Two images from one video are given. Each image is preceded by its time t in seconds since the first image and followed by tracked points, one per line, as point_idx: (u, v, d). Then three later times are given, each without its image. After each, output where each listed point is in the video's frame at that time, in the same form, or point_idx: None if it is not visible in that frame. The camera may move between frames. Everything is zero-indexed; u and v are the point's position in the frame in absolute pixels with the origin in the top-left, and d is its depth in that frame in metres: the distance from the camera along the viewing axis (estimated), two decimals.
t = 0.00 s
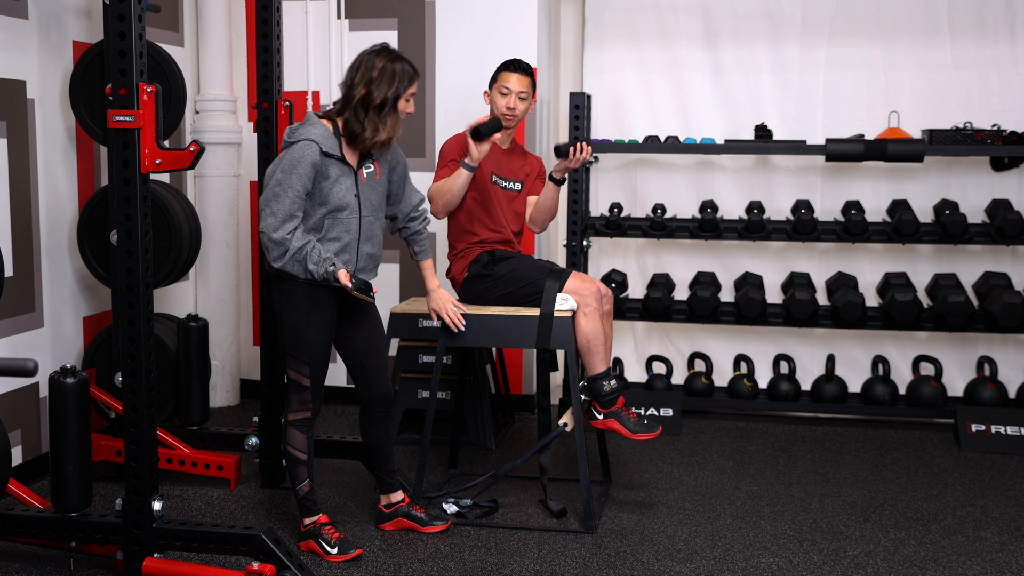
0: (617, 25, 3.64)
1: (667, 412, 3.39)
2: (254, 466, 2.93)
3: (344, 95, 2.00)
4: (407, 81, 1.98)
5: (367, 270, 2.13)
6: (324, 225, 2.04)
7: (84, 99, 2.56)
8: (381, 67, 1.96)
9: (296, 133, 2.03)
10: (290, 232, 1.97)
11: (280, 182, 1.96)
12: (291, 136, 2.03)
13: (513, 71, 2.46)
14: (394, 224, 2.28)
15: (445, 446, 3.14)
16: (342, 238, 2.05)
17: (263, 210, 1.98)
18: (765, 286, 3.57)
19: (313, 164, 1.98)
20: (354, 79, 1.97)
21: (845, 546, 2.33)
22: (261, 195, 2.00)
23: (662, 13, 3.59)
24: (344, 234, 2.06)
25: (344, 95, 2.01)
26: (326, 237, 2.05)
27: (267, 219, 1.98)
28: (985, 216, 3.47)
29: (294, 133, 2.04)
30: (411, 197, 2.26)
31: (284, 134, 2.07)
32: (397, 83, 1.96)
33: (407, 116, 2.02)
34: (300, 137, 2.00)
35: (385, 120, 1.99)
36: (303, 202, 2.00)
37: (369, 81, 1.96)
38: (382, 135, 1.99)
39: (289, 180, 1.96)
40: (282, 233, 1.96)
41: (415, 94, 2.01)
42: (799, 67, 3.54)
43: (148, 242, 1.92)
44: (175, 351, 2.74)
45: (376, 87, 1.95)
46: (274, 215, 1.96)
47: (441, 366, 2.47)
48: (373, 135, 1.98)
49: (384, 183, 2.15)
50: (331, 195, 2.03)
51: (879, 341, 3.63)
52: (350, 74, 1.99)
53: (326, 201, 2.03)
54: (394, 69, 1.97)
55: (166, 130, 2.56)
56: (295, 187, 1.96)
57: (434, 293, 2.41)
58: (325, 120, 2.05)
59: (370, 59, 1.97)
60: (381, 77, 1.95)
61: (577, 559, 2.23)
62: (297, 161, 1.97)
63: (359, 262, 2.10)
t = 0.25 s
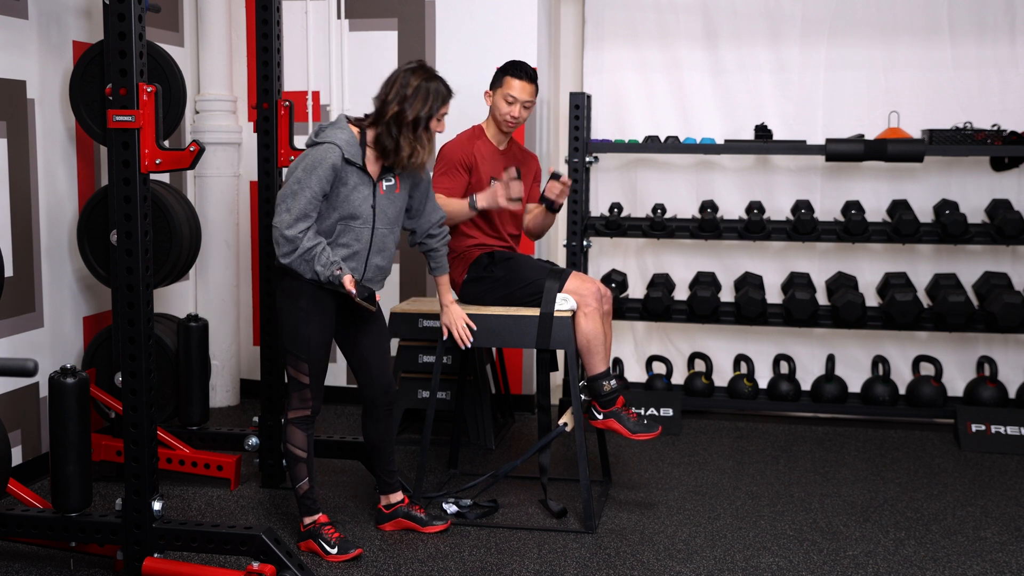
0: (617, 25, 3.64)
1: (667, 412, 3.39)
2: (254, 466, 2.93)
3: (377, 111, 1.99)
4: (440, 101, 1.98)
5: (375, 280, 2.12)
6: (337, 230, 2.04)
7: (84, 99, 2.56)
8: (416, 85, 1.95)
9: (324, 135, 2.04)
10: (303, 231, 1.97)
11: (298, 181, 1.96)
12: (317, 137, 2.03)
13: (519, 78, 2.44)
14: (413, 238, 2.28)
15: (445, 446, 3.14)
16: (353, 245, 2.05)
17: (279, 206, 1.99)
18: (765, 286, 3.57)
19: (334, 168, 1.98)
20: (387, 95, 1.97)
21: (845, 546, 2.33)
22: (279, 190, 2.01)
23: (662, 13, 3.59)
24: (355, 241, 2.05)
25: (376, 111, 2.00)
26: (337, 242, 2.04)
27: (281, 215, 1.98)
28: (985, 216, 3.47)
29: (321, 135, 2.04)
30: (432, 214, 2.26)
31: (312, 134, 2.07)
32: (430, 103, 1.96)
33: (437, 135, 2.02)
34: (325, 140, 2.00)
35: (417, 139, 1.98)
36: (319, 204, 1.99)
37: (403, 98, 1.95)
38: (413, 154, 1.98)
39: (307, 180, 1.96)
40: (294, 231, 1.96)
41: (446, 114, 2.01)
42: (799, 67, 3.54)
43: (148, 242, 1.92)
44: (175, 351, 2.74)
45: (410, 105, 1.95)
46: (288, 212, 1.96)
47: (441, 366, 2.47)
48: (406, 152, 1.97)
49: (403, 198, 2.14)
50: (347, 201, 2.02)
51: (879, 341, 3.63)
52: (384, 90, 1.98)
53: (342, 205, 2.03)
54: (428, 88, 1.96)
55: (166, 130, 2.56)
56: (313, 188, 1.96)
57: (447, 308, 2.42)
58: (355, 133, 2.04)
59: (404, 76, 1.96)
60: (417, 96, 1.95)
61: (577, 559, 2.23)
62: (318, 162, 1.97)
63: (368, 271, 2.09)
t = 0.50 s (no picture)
0: (617, 24, 3.64)
1: (667, 412, 3.39)
2: (254, 466, 2.93)
3: (404, 127, 1.99)
4: (467, 121, 1.98)
5: (381, 287, 2.13)
6: (348, 236, 2.05)
7: (84, 99, 2.56)
8: (443, 104, 1.94)
9: (344, 140, 2.03)
10: (315, 234, 1.97)
11: (314, 183, 1.96)
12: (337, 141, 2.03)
13: (524, 93, 2.38)
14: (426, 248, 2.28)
15: (445, 446, 3.14)
16: (362, 252, 2.05)
17: (293, 206, 1.98)
18: (765, 286, 3.57)
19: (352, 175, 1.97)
20: (415, 111, 1.96)
21: (845, 546, 2.33)
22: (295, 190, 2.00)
23: (662, 13, 3.59)
24: (364, 249, 2.05)
25: (402, 125, 1.99)
26: (347, 247, 2.05)
27: (294, 216, 1.97)
28: (985, 216, 3.47)
29: (341, 140, 2.03)
30: (445, 228, 2.26)
31: (332, 137, 2.07)
32: (458, 123, 1.96)
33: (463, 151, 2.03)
34: (345, 146, 2.00)
35: (443, 158, 1.98)
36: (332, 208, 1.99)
37: (429, 116, 1.95)
38: (438, 172, 1.99)
39: (324, 184, 1.95)
40: (306, 233, 1.96)
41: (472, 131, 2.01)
42: (799, 67, 3.54)
43: (148, 242, 1.92)
44: (175, 351, 2.74)
45: (437, 125, 1.94)
46: (302, 214, 1.96)
47: (441, 366, 2.47)
48: (431, 169, 1.98)
49: (418, 210, 2.12)
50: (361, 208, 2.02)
51: (879, 341, 3.63)
52: (411, 105, 1.97)
53: (355, 211, 2.02)
54: (454, 107, 1.96)
55: (166, 130, 2.56)
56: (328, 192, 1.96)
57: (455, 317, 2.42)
58: (377, 143, 2.03)
59: (431, 93, 1.96)
60: (445, 116, 1.94)
61: (577, 559, 2.23)
62: (335, 167, 1.96)
63: (374, 278, 2.10)
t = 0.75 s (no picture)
0: (617, 24, 3.64)
1: (667, 412, 3.39)
2: (254, 466, 2.93)
3: (409, 129, 1.98)
4: (472, 124, 1.97)
5: (387, 288, 2.13)
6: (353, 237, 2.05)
7: (84, 99, 2.56)
8: (450, 108, 1.94)
9: (350, 141, 2.03)
10: (320, 235, 1.97)
11: (320, 184, 1.96)
12: (343, 142, 2.03)
13: (528, 112, 2.33)
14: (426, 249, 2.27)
15: (445, 446, 3.14)
16: (367, 253, 2.06)
17: (298, 207, 1.98)
18: (765, 286, 3.57)
19: (357, 176, 1.97)
20: (420, 115, 1.95)
21: (845, 546, 2.33)
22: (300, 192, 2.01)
23: (662, 13, 3.59)
24: (370, 250, 2.05)
25: (407, 128, 1.99)
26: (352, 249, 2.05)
27: (299, 216, 1.98)
28: (985, 216, 3.47)
29: (348, 141, 2.03)
30: (446, 231, 2.25)
31: (338, 138, 2.07)
32: (464, 127, 1.95)
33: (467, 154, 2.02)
34: (350, 148, 2.00)
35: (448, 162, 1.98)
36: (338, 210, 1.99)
37: (436, 120, 1.94)
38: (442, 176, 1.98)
39: (329, 185, 1.95)
40: (311, 233, 1.96)
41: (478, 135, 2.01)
42: (799, 67, 3.54)
43: (148, 242, 1.92)
44: (175, 351, 2.74)
45: (443, 129, 1.94)
46: (307, 215, 1.96)
47: (441, 366, 2.47)
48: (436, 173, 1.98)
49: (423, 212, 2.12)
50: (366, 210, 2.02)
51: (879, 341, 3.63)
52: (417, 109, 1.97)
53: (360, 212, 2.03)
54: (461, 111, 1.95)
55: (166, 130, 2.56)
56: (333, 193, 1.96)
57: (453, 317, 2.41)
58: (383, 146, 2.04)
59: (438, 97, 1.95)
60: (450, 120, 1.94)
61: (577, 559, 2.23)
62: (341, 169, 1.96)
63: (379, 280, 2.10)
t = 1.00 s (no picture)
0: (617, 24, 3.64)
1: (667, 412, 3.39)
2: (254, 466, 2.93)
3: (411, 132, 1.98)
4: (475, 129, 1.98)
5: (388, 290, 2.13)
6: (354, 240, 2.05)
7: (84, 99, 2.56)
8: (454, 112, 1.95)
9: (352, 144, 2.03)
10: (321, 239, 1.98)
11: (321, 188, 1.96)
12: (345, 144, 2.03)
13: (541, 132, 2.33)
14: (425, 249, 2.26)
15: (445, 446, 3.14)
16: (368, 256, 2.06)
17: (300, 211, 1.99)
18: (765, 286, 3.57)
19: (358, 180, 1.97)
20: (424, 118, 1.96)
21: (845, 546, 2.33)
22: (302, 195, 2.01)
23: (662, 13, 3.59)
24: (371, 253, 2.05)
25: (409, 132, 1.99)
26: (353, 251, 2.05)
27: (301, 220, 1.98)
28: (985, 216, 3.47)
29: (349, 143, 2.03)
30: (447, 232, 2.25)
31: (340, 140, 2.07)
32: (467, 132, 1.96)
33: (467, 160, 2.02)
34: (352, 151, 1.99)
35: (450, 166, 1.98)
36: (339, 213, 1.99)
37: (440, 123, 1.94)
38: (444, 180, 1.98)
39: (330, 189, 1.95)
40: (312, 237, 1.97)
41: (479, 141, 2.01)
42: (799, 67, 3.54)
43: (148, 242, 1.92)
44: (175, 351, 2.74)
45: (447, 133, 1.94)
46: (308, 218, 1.97)
47: (441, 366, 2.47)
48: (437, 176, 1.97)
49: (424, 215, 2.12)
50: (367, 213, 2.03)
51: (879, 341, 3.63)
52: (420, 112, 1.97)
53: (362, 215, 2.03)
54: (465, 116, 1.96)
55: (166, 130, 2.56)
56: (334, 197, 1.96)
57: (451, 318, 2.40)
58: (384, 149, 2.02)
59: (443, 101, 1.96)
60: (454, 124, 1.94)
61: (577, 559, 2.23)
62: (342, 173, 1.96)
63: (381, 282, 2.10)
